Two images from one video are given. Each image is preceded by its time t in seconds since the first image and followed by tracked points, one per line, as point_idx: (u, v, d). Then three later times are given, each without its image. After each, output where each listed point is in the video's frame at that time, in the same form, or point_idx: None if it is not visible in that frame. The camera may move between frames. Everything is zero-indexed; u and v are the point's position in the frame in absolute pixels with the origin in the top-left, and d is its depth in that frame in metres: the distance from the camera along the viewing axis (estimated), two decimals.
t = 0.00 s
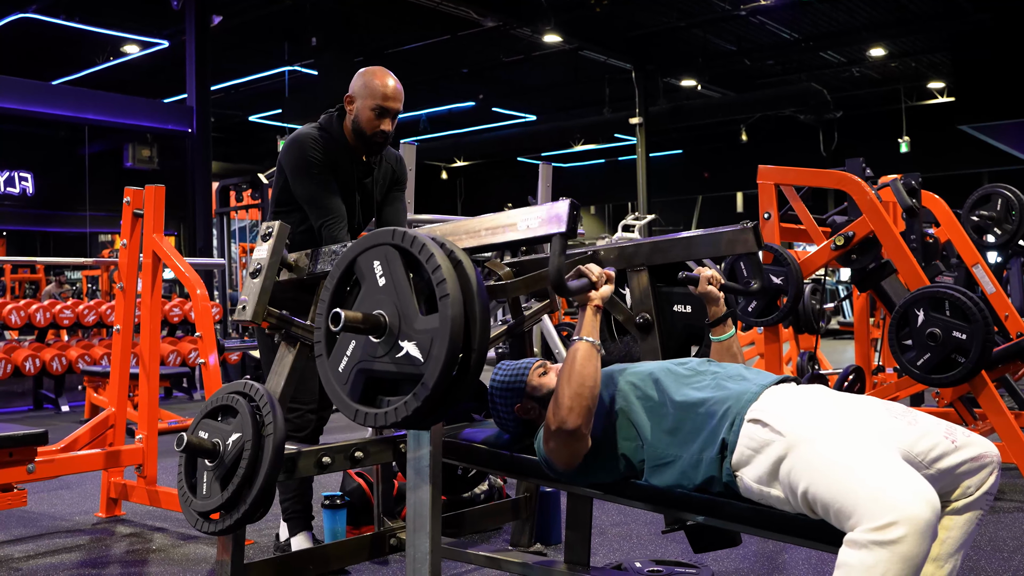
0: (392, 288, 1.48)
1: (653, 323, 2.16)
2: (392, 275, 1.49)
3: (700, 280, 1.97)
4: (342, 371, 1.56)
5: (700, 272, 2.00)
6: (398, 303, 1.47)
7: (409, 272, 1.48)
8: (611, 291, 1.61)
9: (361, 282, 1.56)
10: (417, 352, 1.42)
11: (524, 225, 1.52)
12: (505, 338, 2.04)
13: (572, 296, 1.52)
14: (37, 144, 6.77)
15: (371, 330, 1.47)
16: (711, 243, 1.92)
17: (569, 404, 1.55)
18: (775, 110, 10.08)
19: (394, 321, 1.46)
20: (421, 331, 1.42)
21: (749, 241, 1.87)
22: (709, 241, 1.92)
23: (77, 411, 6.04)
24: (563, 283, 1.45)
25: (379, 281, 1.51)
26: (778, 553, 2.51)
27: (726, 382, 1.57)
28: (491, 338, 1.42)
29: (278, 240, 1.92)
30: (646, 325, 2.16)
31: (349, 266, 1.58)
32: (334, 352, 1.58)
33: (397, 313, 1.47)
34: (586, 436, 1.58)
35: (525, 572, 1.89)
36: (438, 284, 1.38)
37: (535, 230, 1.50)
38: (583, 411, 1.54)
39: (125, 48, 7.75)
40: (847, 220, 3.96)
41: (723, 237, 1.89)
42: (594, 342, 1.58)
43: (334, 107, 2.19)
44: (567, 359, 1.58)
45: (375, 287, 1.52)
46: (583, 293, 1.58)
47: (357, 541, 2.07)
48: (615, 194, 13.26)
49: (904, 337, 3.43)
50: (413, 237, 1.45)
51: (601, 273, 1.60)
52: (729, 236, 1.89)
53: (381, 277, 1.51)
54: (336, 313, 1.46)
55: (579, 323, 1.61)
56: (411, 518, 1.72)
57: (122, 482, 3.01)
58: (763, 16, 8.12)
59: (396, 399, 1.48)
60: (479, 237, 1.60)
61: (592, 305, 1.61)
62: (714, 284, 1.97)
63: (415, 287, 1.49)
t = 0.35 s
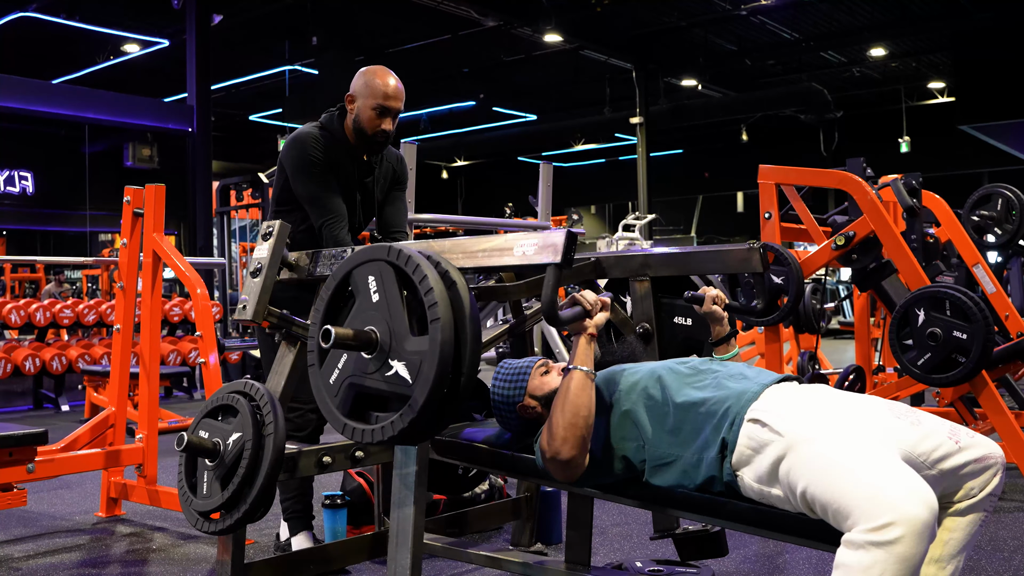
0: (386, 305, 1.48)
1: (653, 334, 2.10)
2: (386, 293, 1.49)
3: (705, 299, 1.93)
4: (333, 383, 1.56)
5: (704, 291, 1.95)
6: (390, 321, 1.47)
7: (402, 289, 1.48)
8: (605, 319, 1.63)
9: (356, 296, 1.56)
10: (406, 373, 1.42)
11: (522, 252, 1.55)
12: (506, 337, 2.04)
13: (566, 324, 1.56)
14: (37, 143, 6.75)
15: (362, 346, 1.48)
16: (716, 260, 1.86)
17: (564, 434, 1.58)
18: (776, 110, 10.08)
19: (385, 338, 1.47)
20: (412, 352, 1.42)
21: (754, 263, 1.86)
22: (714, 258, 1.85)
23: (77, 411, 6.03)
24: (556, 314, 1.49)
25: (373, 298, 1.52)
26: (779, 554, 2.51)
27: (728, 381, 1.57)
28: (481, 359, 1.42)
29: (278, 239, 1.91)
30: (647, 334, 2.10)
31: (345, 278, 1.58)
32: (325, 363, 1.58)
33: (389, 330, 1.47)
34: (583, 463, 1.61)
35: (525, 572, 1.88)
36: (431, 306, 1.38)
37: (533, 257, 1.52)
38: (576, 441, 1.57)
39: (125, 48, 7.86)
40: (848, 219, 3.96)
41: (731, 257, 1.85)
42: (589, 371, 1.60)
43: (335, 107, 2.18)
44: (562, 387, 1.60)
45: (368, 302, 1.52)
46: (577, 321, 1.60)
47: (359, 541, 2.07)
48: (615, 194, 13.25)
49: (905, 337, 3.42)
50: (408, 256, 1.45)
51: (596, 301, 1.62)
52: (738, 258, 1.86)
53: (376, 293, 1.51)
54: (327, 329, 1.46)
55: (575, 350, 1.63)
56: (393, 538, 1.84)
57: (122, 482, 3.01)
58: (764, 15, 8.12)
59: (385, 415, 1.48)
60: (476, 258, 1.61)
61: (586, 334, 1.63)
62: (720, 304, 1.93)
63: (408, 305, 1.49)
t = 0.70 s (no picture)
0: (378, 319, 1.48)
1: (651, 343, 2.06)
2: (379, 306, 1.48)
3: (709, 316, 2.01)
4: (325, 393, 1.56)
5: (707, 308, 2.04)
6: (383, 335, 1.47)
7: (396, 304, 1.48)
8: (599, 342, 1.58)
9: (350, 307, 1.55)
10: (396, 391, 1.42)
11: (516, 274, 1.51)
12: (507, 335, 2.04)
13: (556, 349, 1.53)
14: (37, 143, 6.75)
15: (355, 359, 1.48)
16: (720, 273, 1.81)
17: (555, 458, 1.60)
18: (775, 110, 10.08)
19: (378, 352, 1.47)
20: (403, 369, 1.42)
21: (757, 279, 1.81)
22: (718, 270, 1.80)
23: (77, 411, 6.04)
24: (547, 338, 1.48)
25: (367, 310, 1.51)
26: (779, 553, 2.51)
27: (728, 381, 1.57)
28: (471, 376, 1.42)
29: (279, 238, 1.91)
30: (646, 342, 2.06)
31: (341, 288, 1.57)
32: (319, 371, 1.59)
33: (381, 344, 1.47)
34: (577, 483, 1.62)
35: (526, 572, 1.88)
36: (422, 325, 1.38)
37: (526, 280, 1.49)
38: (568, 466, 1.59)
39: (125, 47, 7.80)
40: (848, 218, 3.95)
41: (732, 269, 1.80)
42: (580, 397, 1.59)
43: (335, 105, 2.18)
44: (554, 414, 1.61)
45: (362, 315, 1.52)
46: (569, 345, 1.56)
47: (359, 540, 2.07)
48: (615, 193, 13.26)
49: (905, 336, 3.43)
50: (402, 272, 1.45)
51: (590, 324, 1.56)
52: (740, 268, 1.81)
53: (369, 306, 1.51)
54: (318, 343, 1.46)
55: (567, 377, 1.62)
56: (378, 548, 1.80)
57: (122, 481, 3.01)
58: (763, 14, 8.12)
59: (376, 428, 1.49)
60: (472, 275, 1.58)
61: (575, 357, 1.61)
62: (722, 320, 2.02)
63: (402, 319, 1.49)
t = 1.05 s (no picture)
0: (372, 331, 1.48)
1: (650, 348, 2.06)
2: (374, 317, 1.48)
3: (708, 328, 1.95)
4: (318, 400, 1.56)
5: (708, 320, 1.98)
6: (376, 347, 1.47)
7: (390, 316, 1.48)
8: (593, 360, 1.57)
9: (345, 315, 1.55)
10: (387, 404, 1.43)
11: (511, 293, 1.50)
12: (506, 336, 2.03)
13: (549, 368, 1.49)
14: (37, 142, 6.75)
15: (348, 370, 1.48)
16: (719, 284, 1.84)
17: (548, 478, 1.58)
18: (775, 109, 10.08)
19: (370, 363, 1.47)
20: (394, 383, 1.42)
21: (759, 290, 1.83)
22: (717, 281, 1.84)
23: (77, 410, 6.04)
24: (539, 358, 1.45)
25: (361, 321, 1.51)
26: (779, 553, 2.51)
27: (727, 381, 1.58)
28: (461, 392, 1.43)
29: (279, 238, 1.90)
30: (643, 349, 2.05)
31: (336, 297, 1.57)
32: (312, 378, 1.58)
33: (374, 355, 1.47)
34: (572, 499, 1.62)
35: (525, 571, 1.89)
36: (415, 339, 1.39)
37: (521, 299, 1.49)
38: (561, 486, 1.57)
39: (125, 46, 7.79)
40: (848, 218, 3.96)
41: (729, 282, 1.83)
42: (572, 417, 1.57)
43: (335, 105, 2.18)
44: (547, 434, 1.60)
45: (356, 325, 1.52)
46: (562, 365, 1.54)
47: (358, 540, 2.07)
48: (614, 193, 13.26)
49: (905, 335, 3.43)
50: (397, 285, 1.45)
51: (584, 342, 1.52)
52: (740, 280, 1.83)
53: (364, 317, 1.51)
54: (311, 353, 1.46)
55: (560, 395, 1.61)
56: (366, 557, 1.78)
57: (122, 481, 3.01)
58: (763, 14, 8.12)
59: (368, 438, 1.49)
60: (467, 290, 1.58)
61: (566, 377, 1.60)
62: (722, 333, 1.95)
63: (396, 331, 1.49)
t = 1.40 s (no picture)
0: (369, 333, 1.48)
1: (649, 348, 2.09)
2: (371, 318, 1.48)
3: (708, 329, 1.94)
4: (315, 401, 1.56)
5: (707, 322, 1.97)
6: (373, 348, 1.47)
7: (388, 317, 1.48)
8: (590, 364, 1.56)
9: (344, 317, 1.55)
10: (384, 405, 1.43)
11: (506, 295, 1.50)
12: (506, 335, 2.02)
13: (546, 372, 1.49)
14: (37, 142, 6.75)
15: (345, 372, 1.48)
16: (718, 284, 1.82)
17: (544, 482, 1.59)
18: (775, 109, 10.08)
19: (367, 364, 1.47)
20: (391, 385, 1.43)
21: (758, 292, 1.80)
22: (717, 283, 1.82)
23: (77, 410, 6.05)
24: (535, 361, 1.43)
25: (358, 322, 1.51)
26: (778, 554, 2.51)
27: (724, 379, 1.58)
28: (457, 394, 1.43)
29: (278, 238, 1.91)
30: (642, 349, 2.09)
31: (334, 297, 1.57)
32: (309, 378, 1.58)
33: (371, 356, 1.47)
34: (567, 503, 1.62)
35: (524, 571, 1.89)
36: (412, 342, 1.39)
37: (517, 301, 1.47)
38: (557, 489, 1.57)
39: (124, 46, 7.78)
40: (847, 218, 3.96)
41: (728, 282, 1.81)
42: (567, 419, 1.58)
43: (335, 105, 2.18)
44: (542, 438, 1.61)
45: (354, 326, 1.52)
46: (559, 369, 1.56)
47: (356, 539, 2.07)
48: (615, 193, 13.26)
49: (905, 336, 3.43)
50: (395, 287, 1.45)
51: (581, 345, 1.53)
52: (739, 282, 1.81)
53: (361, 318, 1.51)
54: (308, 355, 1.46)
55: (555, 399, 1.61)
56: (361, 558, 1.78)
57: (122, 480, 3.01)
58: (763, 14, 8.12)
59: (364, 440, 1.49)
60: (462, 291, 1.58)
61: (561, 380, 1.59)
62: (722, 334, 1.94)
63: (393, 332, 1.49)
